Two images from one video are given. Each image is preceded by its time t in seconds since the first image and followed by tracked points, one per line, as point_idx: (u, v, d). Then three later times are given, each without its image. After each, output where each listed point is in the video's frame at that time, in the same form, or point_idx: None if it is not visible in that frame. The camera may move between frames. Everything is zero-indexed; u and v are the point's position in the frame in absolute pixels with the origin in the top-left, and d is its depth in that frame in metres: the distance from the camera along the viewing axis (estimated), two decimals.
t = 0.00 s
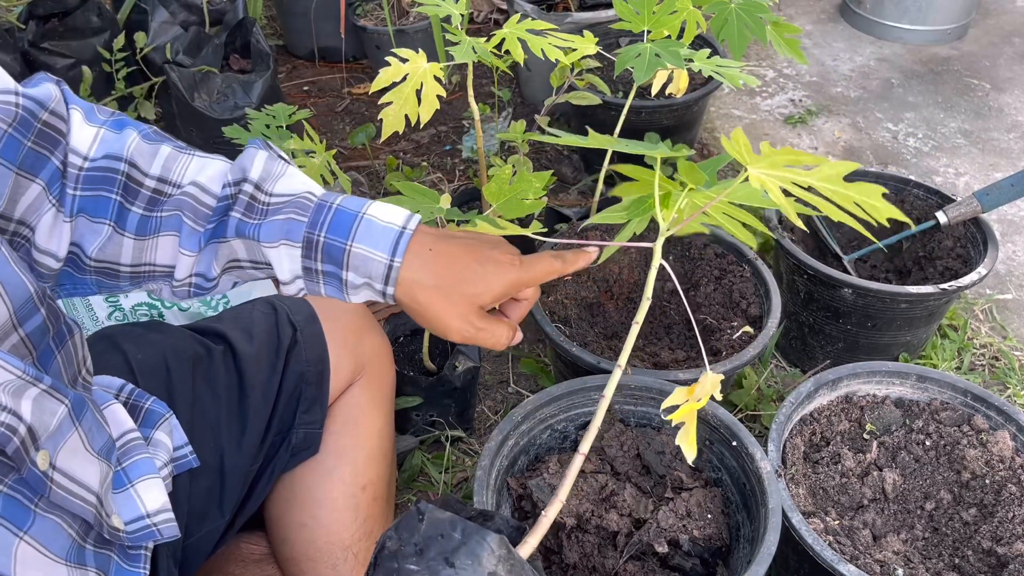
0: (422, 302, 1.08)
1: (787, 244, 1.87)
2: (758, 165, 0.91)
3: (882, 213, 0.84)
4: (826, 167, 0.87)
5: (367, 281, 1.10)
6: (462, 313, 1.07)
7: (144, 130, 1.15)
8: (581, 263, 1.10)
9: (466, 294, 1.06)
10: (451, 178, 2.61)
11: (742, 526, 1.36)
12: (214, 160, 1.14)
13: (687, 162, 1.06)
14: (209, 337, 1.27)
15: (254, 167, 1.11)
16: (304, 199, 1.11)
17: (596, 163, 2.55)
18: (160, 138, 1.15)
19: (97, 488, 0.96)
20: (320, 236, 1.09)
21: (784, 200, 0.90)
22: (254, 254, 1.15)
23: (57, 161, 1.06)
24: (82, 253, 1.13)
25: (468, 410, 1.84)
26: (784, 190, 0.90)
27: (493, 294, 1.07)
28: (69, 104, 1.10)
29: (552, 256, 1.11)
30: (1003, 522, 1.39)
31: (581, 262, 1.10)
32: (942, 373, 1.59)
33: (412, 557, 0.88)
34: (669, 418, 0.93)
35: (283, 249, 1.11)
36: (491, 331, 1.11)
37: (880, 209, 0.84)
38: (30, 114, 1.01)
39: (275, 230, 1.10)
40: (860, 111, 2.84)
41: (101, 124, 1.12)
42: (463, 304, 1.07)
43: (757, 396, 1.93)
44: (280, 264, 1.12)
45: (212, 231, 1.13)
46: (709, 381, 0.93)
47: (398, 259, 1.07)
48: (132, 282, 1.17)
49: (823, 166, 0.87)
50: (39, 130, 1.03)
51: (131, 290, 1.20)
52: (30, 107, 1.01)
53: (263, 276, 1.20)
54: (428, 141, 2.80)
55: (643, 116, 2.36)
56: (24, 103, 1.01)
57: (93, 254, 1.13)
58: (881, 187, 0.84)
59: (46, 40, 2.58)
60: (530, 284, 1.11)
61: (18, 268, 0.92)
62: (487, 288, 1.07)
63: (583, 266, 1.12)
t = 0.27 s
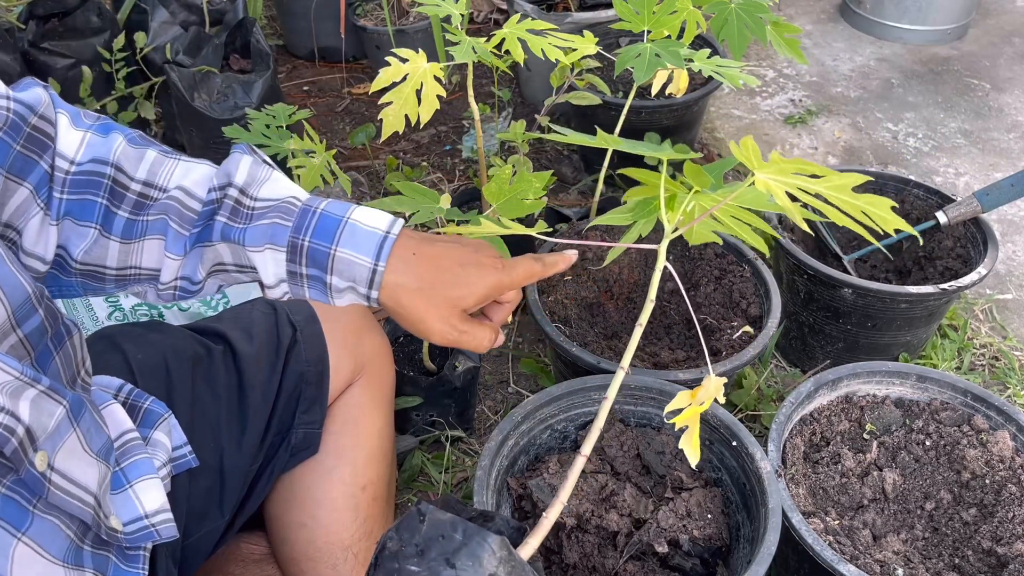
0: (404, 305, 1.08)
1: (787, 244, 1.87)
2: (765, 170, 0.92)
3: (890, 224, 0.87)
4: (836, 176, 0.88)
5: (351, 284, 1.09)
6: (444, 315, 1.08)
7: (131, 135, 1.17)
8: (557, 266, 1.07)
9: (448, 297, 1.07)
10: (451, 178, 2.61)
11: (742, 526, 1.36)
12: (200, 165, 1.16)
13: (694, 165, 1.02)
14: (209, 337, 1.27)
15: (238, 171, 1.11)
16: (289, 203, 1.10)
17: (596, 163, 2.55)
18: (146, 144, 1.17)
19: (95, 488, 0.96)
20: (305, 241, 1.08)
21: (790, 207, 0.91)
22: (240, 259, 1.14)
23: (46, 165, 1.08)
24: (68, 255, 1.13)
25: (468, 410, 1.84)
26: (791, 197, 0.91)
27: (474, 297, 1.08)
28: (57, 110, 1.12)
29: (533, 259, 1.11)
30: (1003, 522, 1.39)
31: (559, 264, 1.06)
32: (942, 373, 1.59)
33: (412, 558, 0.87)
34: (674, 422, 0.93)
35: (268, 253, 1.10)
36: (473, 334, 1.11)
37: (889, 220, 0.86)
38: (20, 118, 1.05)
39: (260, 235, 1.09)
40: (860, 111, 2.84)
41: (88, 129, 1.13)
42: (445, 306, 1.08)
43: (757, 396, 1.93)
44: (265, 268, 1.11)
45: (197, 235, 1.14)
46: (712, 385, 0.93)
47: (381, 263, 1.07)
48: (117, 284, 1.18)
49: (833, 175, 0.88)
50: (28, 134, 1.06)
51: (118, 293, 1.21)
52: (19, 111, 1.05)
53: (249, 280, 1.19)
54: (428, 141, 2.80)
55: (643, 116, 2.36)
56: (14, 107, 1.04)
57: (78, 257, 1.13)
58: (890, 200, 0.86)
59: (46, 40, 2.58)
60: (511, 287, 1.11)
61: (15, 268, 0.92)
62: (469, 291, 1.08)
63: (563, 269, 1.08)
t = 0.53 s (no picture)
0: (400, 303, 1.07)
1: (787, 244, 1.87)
2: (765, 168, 0.92)
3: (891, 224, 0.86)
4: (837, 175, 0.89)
5: (344, 282, 1.10)
6: (439, 312, 1.08)
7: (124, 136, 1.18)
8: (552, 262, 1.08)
9: (443, 294, 1.07)
10: (451, 178, 2.61)
11: (742, 526, 1.36)
12: (192, 165, 1.16)
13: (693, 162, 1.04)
14: (209, 337, 1.27)
15: (230, 170, 1.12)
16: (280, 201, 1.11)
17: (596, 163, 2.55)
18: (139, 144, 1.17)
19: (95, 489, 0.96)
20: (297, 238, 1.09)
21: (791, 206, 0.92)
22: (232, 257, 1.15)
23: (40, 166, 1.09)
24: (62, 256, 1.13)
25: (468, 410, 1.84)
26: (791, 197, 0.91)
27: (469, 293, 1.08)
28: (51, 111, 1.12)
29: (527, 255, 1.12)
30: (1003, 522, 1.39)
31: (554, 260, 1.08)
32: (942, 373, 1.59)
33: (411, 559, 0.88)
34: (670, 420, 0.92)
35: (260, 251, 1.11)
36: (468, 330, 1.11)
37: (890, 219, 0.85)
38: (15, 119, 1.05)
39: (252, 233, 1.10)
40: (860, 111, 2.84)
41: (81, 129, 1.14)
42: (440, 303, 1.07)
43: (757, 396, 1.93)
44: (257, 266, 1.12)
45: (190, 234, 1.14)
46: (711, 383, 0.93)
47: (373, 260, 1.07)
48: (111, 285, 1.18)
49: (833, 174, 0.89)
50: (23, 135, 1.06)
51: (112, 293, 1.21)
52: (14, 111, 1.05)
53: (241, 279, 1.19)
54: (428, 141, 2.80)
55: (643, 116, 2.36)
56: (9, 108, 1.04)
57: (72, 258, 1.13)
58: (891, 198, 0.85)
59: (46, 40, 2.58)
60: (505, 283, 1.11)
61: (15, 269, 0.93)
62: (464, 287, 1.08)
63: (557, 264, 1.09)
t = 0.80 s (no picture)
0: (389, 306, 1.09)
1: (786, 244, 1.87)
2: (759, 166, 0.92)
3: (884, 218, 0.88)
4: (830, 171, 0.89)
5: (335, 285, 1.12)
6: (427, 315, 1.07)
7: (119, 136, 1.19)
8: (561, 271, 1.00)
9: (433, 297, 1.06)
10: (451, 178, 2.61)
11: (742, 526, 1.36)
12: (188, 166, 1.18)
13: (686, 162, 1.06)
14: (209, 337, 1.27)
15: (226, 172, 1.15)
16: (275, 204, 1.14)
17: (596, 163, 2.55)
18: (135, 144, 1.19)
19: (94, 488, 0.96)
20: (290, 241, 1.12)
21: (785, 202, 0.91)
22: (226, 259, 1.17)
23: (37, 165, 1.09)
24: (57, 253, 1.15)
25: (468, 410, 1.84)
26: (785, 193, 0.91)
27: (461, 297, 1.07)
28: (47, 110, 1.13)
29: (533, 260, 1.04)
30: (1003, 522, 1.39)
31: (563, 268, 0.99)
32: (942, 373, 1.59)
33: (410, 558, 0.88)
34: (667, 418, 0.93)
35: (253, 253, 1.14)
36: (462, 335, 1.09)
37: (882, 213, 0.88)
38: (13, 117, 1.05)
39: (246, 236, 1.13)
40: (860, 111, 2.84)
41: (77, 129, 1.15)
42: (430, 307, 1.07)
43: (757, 396, 1.93)
44: (250, 268, 1.15)
45: (184, 234, 1.16)
46: (707, 381, 0.93)
47: (364, 264, 1.09)
48: (106, 283, 1.19)
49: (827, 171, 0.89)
50: (20, 134, 1.06)
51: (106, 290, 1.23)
52: (12, 110, 1.05)
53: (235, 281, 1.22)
54: (428, 141, 2.80)
55: (643, 116, 2.36)
56: (8, 107, 1.05)
57: (68, 255, 1.15)
58: (885, 194, 0.87)
59: (46, 39, 2.58)
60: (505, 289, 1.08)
61: (14, 268, 0.93)
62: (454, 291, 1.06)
63: (568, 272, 1.00)
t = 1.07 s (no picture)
0: (428, 299, 1.08)
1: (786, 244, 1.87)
2: (755, 164, 0.92)
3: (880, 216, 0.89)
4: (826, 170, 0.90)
5: (377, 281, 1.12)
6: (467, 307, 1.06)
7: (155, 125, 1.14)
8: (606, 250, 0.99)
9: (472, 286, 1.05)
10: (451, 178, 2.61)
11: (742, 526, 1.36)
12: (229, 158, 1.14)
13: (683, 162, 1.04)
14: (209, 337, 1.27)
15: (267, 166, 1.11)
16: (317, 200, 1.11)
17: (596, 163, 2.55)
18: (172, 134, 1.14)
19: (94, 487, 0.96)
20: (332, 237, 1.10)
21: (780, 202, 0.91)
22: (267, 254, 1.15)
23: (62, 154, 1.04)
24: (92, 245, 1.12)
25: (468, 410, 1.84)
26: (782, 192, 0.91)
27: (500, 285, 1.05)
28: (78, 97, 1.07)
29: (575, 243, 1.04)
30: (1003, 522, 1.39)
31: (612, 247, 0.99)
32: (942, 373, 1.59)
33: (408, 558, 0.88)
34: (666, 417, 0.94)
35: (295, 249, 1.12)
36: (504, 326, 1.08)
37: (879, 212, 0.88)
38: (31, 108, 0.99)
39: (289, 231, 1.11)
40: (860, 111, 2.84)
41: (111, 118, 1.10)
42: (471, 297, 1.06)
43: (757, 396, 1.93)
44: (292, 264, 1.13)
45: (225, 228, 1.13)
46: (705, 381, 0.93)
47: (406, 261, 1.09)
48: (140, 275, 1.17)
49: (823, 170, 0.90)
50: (43, 123, 1.01)
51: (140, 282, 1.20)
52: (31, 100, 0.99)
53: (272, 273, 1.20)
54: (428, 141, 2.80)
55: (643, 116, 2.36)
56: (25, 97, 0.98)
57: (104, 247, 1.12)
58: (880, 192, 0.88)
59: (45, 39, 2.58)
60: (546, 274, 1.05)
61: (15, 266, 0.92)
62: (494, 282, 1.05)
63: (616, 251, 1.00)
